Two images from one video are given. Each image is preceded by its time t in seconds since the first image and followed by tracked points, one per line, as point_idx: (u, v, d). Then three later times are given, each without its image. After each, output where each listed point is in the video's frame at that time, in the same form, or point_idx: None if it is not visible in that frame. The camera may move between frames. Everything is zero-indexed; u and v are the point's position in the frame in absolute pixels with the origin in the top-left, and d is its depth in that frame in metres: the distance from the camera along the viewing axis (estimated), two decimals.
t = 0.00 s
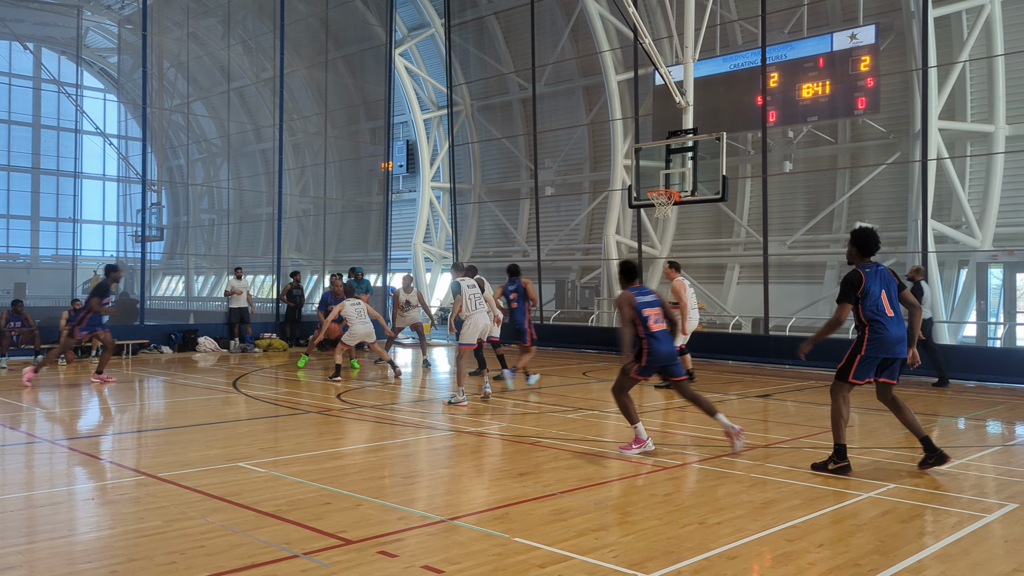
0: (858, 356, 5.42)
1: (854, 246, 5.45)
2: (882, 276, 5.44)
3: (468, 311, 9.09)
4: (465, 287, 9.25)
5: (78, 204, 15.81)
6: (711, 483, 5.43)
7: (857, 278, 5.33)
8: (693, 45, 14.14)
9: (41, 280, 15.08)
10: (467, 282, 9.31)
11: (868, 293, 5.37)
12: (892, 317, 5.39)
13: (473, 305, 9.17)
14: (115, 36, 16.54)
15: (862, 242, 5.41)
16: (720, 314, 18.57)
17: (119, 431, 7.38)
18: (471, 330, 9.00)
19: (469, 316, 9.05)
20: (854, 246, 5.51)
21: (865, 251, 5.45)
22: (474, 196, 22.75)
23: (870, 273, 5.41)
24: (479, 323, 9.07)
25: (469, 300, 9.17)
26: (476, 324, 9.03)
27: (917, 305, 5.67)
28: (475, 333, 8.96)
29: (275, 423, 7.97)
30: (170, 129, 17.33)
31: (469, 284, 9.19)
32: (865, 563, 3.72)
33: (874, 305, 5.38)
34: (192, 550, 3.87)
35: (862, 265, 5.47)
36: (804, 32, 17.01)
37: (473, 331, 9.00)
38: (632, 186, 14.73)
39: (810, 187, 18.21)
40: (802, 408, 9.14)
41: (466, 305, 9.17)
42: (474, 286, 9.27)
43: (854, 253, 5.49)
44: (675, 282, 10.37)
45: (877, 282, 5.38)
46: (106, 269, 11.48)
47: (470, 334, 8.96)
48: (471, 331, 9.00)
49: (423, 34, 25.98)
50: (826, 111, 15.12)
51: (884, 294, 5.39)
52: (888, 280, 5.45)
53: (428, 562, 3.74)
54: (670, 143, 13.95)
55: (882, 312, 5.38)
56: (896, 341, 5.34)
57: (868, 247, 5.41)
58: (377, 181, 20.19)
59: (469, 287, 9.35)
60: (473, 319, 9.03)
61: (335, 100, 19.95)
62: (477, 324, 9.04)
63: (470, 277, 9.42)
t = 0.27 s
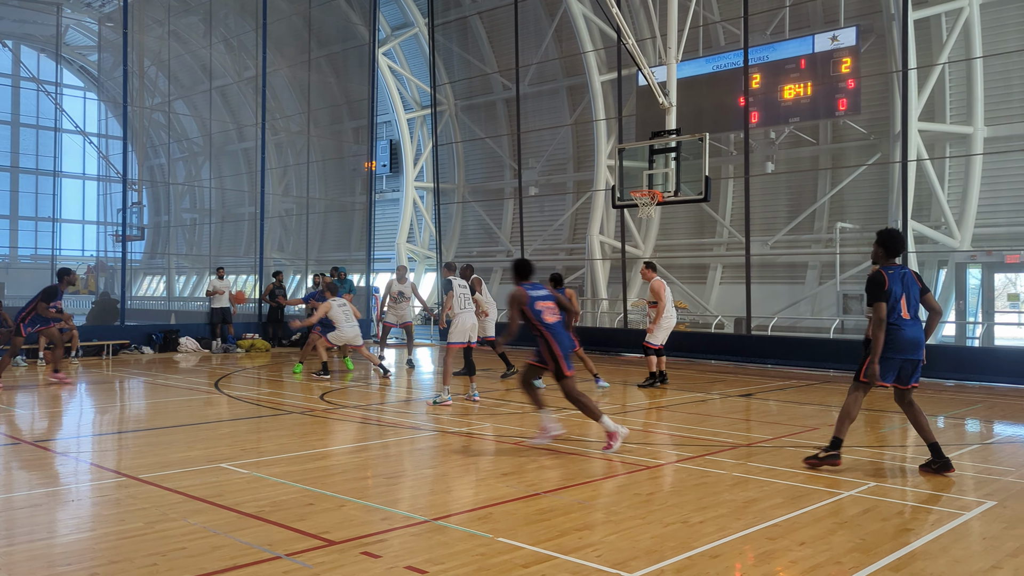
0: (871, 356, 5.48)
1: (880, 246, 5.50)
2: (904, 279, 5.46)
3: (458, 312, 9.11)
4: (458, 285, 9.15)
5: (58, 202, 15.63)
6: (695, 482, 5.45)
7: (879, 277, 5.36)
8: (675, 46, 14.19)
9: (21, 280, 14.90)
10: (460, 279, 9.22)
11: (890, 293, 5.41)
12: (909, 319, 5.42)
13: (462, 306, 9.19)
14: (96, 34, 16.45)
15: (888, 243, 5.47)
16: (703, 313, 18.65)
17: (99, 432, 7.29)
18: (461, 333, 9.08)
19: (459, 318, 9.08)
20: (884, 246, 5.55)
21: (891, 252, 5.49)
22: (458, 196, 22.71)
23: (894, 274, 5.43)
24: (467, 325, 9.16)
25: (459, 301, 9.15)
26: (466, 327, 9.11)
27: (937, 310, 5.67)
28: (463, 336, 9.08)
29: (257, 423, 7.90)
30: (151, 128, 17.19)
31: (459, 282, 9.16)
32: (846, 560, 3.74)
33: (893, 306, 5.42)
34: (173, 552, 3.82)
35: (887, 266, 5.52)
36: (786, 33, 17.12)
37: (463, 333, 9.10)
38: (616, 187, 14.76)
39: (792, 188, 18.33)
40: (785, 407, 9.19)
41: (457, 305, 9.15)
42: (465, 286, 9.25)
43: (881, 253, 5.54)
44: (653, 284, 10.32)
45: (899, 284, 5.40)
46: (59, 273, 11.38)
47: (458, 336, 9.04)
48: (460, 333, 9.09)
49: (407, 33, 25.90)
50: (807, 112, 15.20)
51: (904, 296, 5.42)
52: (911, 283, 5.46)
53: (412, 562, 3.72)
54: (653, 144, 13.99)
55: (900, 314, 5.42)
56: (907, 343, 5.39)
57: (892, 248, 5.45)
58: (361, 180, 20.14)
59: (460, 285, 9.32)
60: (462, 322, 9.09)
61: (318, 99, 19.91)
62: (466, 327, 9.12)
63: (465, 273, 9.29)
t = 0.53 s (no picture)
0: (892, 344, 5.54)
1: (888, 236, 5.61)
2: (912, 267, 5.61)
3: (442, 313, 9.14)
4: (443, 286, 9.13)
5: (36, 202, 15.37)
6: (677, 480, 5.46)
7: (895, 265, 5.44)
8: (658, 47, 14.23)
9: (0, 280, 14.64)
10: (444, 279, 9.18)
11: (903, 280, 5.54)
12: (920, 305, 5.58)
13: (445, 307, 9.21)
14: (74, 32, 16.10)
15: (896, 232, 5.59)
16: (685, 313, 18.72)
17: (78, 433, 7.18)
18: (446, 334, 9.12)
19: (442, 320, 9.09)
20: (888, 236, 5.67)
21: (897, 241, 5.63)
22: (441, 196, 22.67)
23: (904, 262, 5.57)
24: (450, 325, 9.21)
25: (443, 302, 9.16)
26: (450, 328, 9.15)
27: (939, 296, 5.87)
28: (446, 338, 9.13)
29: (239, 424, 7.83)
30: (130, 127, 16.94)
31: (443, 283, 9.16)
32: (827, 558, 3.76)
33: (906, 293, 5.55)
34: (153, 554, 3.76)
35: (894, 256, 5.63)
36: (767, 35, 17.22)
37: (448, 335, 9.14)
38: (598, 187, 14.78)
39: (773, 188, 18.47)
40: (765, 407, 9.22)
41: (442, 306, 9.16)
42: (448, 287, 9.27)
43: (887, 243, 5.67)
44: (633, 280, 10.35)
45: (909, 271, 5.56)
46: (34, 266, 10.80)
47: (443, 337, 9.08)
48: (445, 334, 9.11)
49: (389, 32, 25.79)
50: (788, 113, 15.30)
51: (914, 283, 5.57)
52: (916, 270, 5.64)
53: (394, 563, 3.69)
54: (636, 144, 14.03)
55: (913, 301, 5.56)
56: (922, 328, 5.53)
57: (901, 237, 5.58)
58: (343, 181, 20.10)
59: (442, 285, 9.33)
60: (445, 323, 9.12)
61: (299, 98, 19.78)
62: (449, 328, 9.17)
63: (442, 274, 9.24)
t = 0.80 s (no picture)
0: (894, 352, 5.60)
1: (894, 242, 5.62)
2: (917, 271, 5.64)
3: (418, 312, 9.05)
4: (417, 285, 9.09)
5: (13, 201, 15.21)
6: (660, 480, 5.47)
7: (900, 272, 5.47)
8: (640, 47, 14.25)
9: None
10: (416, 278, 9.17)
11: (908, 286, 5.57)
12: (925, 311, 5.61)
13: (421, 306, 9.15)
14: (53, 29, 15.96)
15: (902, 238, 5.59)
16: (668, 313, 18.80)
17: (57, 435, 7.07)
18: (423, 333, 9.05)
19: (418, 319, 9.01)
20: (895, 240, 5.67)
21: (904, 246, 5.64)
22: (424, 195, 22.59)
23: (910, 268, 5.59)
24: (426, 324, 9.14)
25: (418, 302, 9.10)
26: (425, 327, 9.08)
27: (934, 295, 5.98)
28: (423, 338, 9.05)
29: (220, 425, 7.75)
30: (110, 125, 16.94)
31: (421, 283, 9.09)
32: (808, 557, 3.77)
33: (911, 299, 5.59)
34: (132, 556, 3.71)
35: (900, 260, 5.64)
36: (748, 36, 17.29)
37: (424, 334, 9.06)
38: (581, 187, 14.79)
39: (754, 188, 18.59)
40: (747, 406, 9.27)
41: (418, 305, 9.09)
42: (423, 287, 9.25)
43: (893, 248, 5.64)
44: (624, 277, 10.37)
45: (915, 277, 5.59)
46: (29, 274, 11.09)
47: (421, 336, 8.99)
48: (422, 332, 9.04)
49: (372, 32, 25.67)
50: (769, 114, 15.40)
51: (919, 289, 5.61)
52: (922, 275, 5.66)
53: (377, 564, 3.66)
54: (618, 145, 14.05)
55: (917, 307, 5.60)
56: (924, 335, 5.59)
57: (907, 243, 5.58)
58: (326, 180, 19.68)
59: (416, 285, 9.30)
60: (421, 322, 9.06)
61: (281, 97, 19.63)
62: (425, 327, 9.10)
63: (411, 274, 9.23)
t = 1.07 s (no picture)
0: (905, 352, 5.67)
1: (908, 244, 5.73)
2: (931, 276, 5.72)
3: (388, 314, 9.03)
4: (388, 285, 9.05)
5: None
6: (643, 479, 5.48)
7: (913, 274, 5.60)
8: (624, 48, 14.27)
9: None
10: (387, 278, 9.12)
11: (922, 288, 5.65)
12: (938, 314, 5.68)
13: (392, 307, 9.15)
14: (33, 27, 15.82)
15: (917, 241, 5.70)
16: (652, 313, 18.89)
17: (37, 436, 6.97)
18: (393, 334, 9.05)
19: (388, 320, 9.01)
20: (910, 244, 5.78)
21: (918, 251, 5.74)
22: (408, 195, 22.52)
23: (923, 271, 5.67)
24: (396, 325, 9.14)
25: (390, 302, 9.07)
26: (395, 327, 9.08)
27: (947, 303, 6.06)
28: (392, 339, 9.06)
29: (202, 426, 7.67)
30: (91, 124, 16.56)
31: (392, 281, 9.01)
32: (791, 555, 3.79)
33: (924, 300, 5.67)
34: (113, 559, 3.66)
35: (914, 264, 5.75)
36: (731, 37, 17.37)
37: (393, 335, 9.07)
38: (565, 187, 14.79)
39: (737, 188, 18.71)
40: (730, 405, 9.30)
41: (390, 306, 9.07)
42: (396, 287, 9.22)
43: (909, 251, 5.75)
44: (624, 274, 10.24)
45: (928, 279, 5.67)
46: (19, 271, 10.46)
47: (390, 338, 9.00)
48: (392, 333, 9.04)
49: (356, 31, 25.57)
50: (752, 115, 15.47)
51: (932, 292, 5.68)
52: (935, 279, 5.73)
53: (361, 565, 3.64)
54: (602, 145, 14.07)
55: (930, 308, 5.68)
56: (936, 337, 5.65)
57: (920, 246, 5.69)
58: (309, 179, 19.65)
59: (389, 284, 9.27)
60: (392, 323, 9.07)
61: (264, 95, 19.49)
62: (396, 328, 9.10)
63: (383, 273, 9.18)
